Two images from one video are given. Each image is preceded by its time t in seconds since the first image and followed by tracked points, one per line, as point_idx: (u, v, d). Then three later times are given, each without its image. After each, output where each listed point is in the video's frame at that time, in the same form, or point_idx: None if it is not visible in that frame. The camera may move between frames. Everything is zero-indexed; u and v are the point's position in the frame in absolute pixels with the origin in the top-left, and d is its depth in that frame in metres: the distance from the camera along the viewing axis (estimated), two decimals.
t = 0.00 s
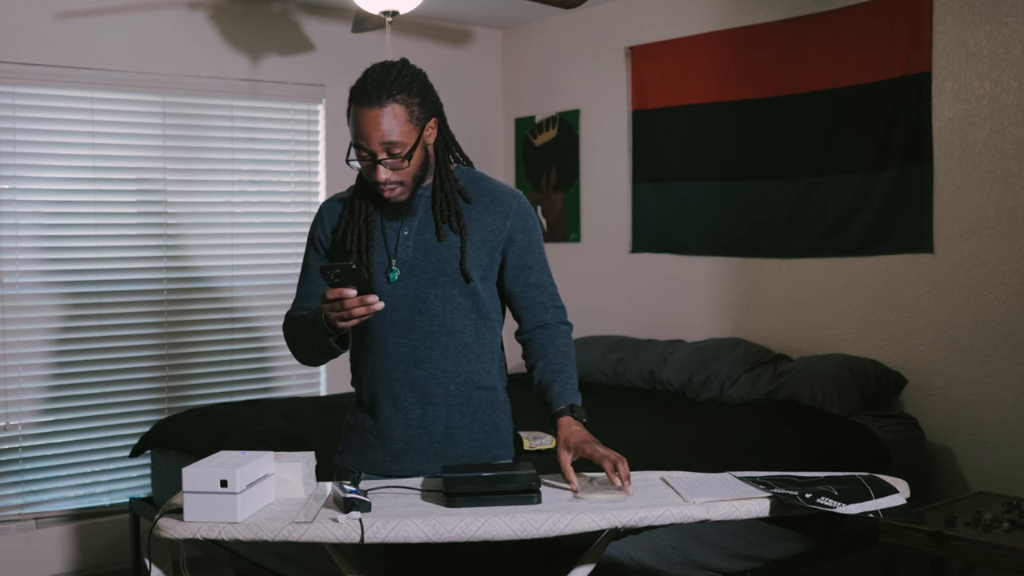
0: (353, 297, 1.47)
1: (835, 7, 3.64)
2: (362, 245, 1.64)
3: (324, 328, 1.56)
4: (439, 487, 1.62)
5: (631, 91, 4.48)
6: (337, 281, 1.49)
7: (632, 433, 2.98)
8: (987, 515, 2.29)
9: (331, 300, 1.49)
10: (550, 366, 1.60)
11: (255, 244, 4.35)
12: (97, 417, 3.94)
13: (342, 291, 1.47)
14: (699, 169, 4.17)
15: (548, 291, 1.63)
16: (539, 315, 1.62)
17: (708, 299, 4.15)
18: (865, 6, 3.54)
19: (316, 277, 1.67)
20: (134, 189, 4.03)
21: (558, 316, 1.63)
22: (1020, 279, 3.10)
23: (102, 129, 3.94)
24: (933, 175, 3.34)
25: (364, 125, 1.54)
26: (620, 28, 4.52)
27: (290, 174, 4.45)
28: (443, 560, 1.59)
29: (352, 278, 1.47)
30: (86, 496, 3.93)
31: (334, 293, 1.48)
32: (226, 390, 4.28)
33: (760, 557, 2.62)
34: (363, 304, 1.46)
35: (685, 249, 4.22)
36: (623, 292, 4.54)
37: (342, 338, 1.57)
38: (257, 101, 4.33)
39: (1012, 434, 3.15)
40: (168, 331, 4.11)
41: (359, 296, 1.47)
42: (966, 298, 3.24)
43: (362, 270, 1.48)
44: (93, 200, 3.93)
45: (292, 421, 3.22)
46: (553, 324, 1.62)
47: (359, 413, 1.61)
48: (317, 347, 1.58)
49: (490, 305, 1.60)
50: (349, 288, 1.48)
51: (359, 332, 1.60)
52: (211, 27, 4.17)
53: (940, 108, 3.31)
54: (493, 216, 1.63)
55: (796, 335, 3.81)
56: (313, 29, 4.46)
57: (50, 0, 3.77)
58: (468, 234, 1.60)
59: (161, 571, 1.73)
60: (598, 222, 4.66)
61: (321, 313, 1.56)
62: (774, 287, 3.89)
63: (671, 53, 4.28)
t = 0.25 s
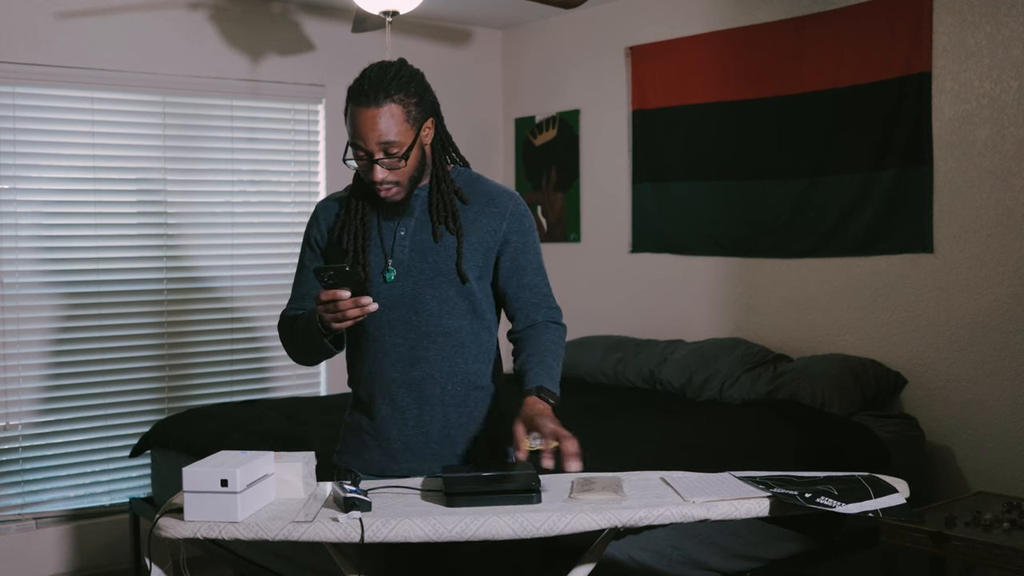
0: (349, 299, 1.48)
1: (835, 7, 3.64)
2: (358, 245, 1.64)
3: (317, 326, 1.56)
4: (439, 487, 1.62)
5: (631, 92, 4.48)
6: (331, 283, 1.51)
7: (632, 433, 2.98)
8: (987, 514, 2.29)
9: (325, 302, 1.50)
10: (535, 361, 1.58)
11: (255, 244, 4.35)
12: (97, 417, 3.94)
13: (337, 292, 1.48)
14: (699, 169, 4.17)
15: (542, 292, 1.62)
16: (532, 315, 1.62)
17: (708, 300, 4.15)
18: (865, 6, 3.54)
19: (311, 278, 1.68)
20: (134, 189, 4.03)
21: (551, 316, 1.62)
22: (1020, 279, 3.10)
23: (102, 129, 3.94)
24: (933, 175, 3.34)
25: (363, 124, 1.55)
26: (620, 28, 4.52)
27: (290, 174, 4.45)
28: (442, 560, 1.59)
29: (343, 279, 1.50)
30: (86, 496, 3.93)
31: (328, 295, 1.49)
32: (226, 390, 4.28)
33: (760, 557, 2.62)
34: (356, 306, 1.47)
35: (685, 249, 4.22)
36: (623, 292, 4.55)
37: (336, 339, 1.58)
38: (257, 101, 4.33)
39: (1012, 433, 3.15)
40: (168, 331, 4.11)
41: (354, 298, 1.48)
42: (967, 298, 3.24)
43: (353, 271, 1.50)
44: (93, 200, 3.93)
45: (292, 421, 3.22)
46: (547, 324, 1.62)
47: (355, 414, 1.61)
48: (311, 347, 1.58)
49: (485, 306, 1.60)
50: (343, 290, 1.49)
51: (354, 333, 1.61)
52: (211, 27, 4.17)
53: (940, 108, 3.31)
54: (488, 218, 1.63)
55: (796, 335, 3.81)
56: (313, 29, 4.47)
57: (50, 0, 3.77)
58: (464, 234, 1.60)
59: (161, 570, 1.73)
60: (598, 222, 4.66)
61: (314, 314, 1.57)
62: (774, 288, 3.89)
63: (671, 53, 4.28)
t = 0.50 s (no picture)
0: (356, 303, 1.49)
1: (835, 7, 3.64)
2: (360, 247, 1.64)
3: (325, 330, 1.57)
4: (439, 487, 1.62)
5: (631, 92, 4.48)
6: (339, 290, 1.50)
7: (632, 433, 2.98)
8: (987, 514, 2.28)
9: (332, 307, 1.50)
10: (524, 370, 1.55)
11: (255, 244, 4.35)
12: (97, 417, 3.94)
13: (345, 298, 1.48)
14: (699, 169, 4.18)
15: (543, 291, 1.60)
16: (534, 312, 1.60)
17: (708, 300, 4.15)
18: (865, 6, 3.53)
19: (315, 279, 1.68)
20: (134, 189, 4.03)
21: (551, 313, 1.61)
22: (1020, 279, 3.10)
23: (102, 130, 3.94)
24: (933, 175, 3.34)
25: (364, 130, 1.54)
26: (620, 28, 4.53)
27: (290, 174, 4.45)
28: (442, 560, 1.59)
29: (352, 286, 1.50)
30: (86, 496, 3.93)
31: (335, 301, 1.49)
32: (226, 390, 4.28)
33: (761, 557, 2.62)
34: (365, 310, 1.48)
35: (685, 249, 4.22)
36: (623, 292, 4.55)
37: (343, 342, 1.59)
38: (257, 101, 4.33)
39: (1012, 433, 3.15)
40: (168, 331, 4.11)
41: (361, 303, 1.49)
42: (967, 298, 3.24)
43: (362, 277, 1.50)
44: (93, 199, 3.93)
45: (292, 421, 3.22)
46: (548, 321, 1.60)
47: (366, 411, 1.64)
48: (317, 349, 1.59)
49: (485, 304, 1.60)
50: (350, 295, 1.49)
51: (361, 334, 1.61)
52: (211, 27, 4.17)
53: (940, 108, 3.31)
54: (486, 217, 1.60)
55: (796, 335, 3.81)
56: (313, 29, 4.47)
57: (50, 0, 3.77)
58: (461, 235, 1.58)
59: (161, 570, 1.74)
60: (598, 222, 4.66)
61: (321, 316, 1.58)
62: (774, 288, 3.89)
63: (671, 53, 4.28)
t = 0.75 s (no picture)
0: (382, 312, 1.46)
1: (835, 7, 3.64)
2: (372, 252, 1.61)
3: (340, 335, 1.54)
4: (439, 487, 1.63)
5: (631, 92, 4.48)
6: (365, 301, 1.46)
7: (632, 433, 2.98)
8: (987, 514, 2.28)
9: (355, 315, 1.47)
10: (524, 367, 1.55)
11: (255, 244, 4.35)
12: (96, 416, 3.94)
13: (370, 307, 1.45)
14: (699, 169, 4.18)
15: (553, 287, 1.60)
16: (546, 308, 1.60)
17: (708, 300, 4.15)
18: (865, 6, 3.53)
19: (327, 284, 1.66)
20: (134, 188, 4.03)
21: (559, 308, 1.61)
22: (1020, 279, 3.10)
23: (102, 129, 3.94)
24: (933, 175, 3.34)
25: (374, 134, 1.53)
26: (620, 28, 4.53)
27: (290, 174, 4.45)
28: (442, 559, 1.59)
29: (377, 297, 1.46)
30: (86, 496, 3.94)
31: (360, 310, 1.46)
32: (226, 390, 4.28)
33: (761, 557, 2.63)
34: (390, 318, 1.46)
35: (685, 249, 4.22)
36: (623, 292, 4.55)
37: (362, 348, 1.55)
38: (257, 101, 4.33)
39: (1012, 433, 3.15)
40: (168, 331, 4.11)
41: (386, 310, 1.46)
42: (967, 298, 3.24)
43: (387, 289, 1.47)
44: (93, 199, 3.93)
45: (291, 421, 3.23)
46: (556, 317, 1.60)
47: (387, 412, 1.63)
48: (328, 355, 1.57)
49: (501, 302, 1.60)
50: (375, 304, 1.46)
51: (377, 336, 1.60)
52: (211, 27, 4.17)
53: (940, 108, 3.31)
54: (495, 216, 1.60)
55: (796, 335, 3.81)
56: (313, 30, 4.47)
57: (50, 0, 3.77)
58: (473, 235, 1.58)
59: (160, 570, 1.74)
60: (598, 223, 4.66)
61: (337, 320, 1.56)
62: (774, 288, 3.89)
63: (671, 53, 4.28)
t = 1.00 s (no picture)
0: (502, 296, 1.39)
1: (835, 7, 3.64)
2: (466, 236, 1.52)
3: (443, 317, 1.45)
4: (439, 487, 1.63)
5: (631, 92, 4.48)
6: (494, 279, 1.41)
7: (632, 433, 2.98)
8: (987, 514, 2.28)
9: (473, 294, 1.39)
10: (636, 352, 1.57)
11: (255, 244, 4.35)
12: (96, 416, 3.94)
13: (495, 289, 1.38)
14: (699, 169, 4.18)
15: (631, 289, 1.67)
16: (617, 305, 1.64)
17: (708, 300, 4.15)
18: (865, 6, 3.53)
19: (405, 268, 1.55)
20: (135, 188, 4.03)
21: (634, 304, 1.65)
22: (1019, 279, 3.10)
23: (102, 129, 3.94)
24: (933, 176, 3.34)
25: (499, 114, 1.48)
26: (620, 28, 4.52)
27: (290, 173, 4.45)
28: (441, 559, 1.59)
29: (506, 274, 1.42)
30: (87, 496, 3.94)
31: (484, 291, 1.38)
32: (226, 390, 4.28)
33: (761, 557, 2.64)
34: (509, 304, 1.39)
35: (685, 249, 4.22)
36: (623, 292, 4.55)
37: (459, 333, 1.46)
38: (257, 101, 4.33)
39: (1011, 433, 3.15)
40: (168, 331, 4.11)
41: (506, 296, 1.40)
42: (966, 298, 3.24)
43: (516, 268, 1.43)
44: (93, 199, 3.93)
45: (292, 421, 3.23)
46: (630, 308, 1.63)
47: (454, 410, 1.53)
48: (417, 340, 1.47)
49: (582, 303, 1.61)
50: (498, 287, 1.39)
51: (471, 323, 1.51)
52: (211, 28, 4.17)
53: (940, 108, 3.31)
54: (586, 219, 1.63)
55: (796, 335, 3.81)
56: (313, 29, 4.47)
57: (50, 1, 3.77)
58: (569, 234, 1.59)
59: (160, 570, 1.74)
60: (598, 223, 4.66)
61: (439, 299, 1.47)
62: (774, 288, 3.89)
63: (672, 53, 4.28)
